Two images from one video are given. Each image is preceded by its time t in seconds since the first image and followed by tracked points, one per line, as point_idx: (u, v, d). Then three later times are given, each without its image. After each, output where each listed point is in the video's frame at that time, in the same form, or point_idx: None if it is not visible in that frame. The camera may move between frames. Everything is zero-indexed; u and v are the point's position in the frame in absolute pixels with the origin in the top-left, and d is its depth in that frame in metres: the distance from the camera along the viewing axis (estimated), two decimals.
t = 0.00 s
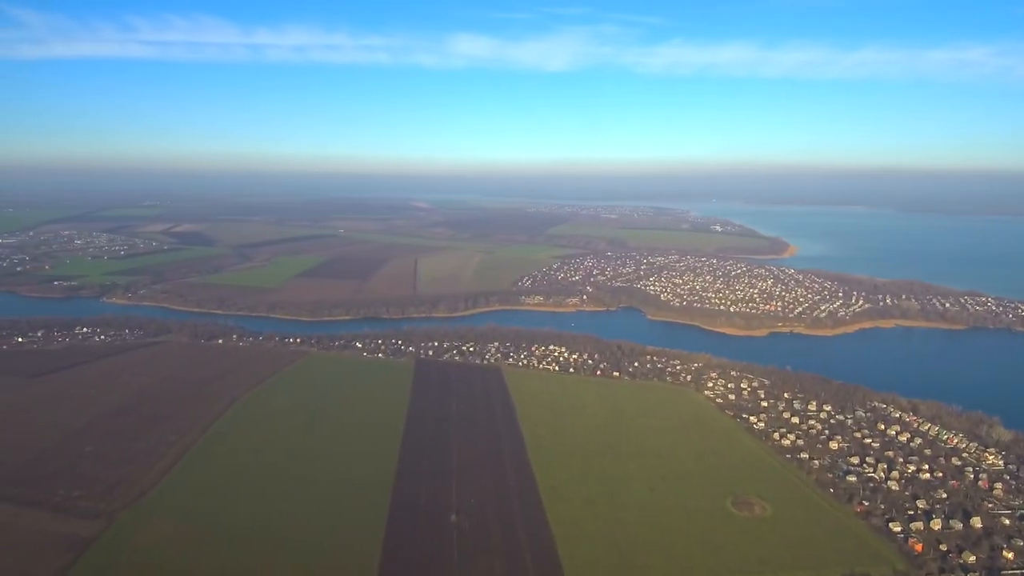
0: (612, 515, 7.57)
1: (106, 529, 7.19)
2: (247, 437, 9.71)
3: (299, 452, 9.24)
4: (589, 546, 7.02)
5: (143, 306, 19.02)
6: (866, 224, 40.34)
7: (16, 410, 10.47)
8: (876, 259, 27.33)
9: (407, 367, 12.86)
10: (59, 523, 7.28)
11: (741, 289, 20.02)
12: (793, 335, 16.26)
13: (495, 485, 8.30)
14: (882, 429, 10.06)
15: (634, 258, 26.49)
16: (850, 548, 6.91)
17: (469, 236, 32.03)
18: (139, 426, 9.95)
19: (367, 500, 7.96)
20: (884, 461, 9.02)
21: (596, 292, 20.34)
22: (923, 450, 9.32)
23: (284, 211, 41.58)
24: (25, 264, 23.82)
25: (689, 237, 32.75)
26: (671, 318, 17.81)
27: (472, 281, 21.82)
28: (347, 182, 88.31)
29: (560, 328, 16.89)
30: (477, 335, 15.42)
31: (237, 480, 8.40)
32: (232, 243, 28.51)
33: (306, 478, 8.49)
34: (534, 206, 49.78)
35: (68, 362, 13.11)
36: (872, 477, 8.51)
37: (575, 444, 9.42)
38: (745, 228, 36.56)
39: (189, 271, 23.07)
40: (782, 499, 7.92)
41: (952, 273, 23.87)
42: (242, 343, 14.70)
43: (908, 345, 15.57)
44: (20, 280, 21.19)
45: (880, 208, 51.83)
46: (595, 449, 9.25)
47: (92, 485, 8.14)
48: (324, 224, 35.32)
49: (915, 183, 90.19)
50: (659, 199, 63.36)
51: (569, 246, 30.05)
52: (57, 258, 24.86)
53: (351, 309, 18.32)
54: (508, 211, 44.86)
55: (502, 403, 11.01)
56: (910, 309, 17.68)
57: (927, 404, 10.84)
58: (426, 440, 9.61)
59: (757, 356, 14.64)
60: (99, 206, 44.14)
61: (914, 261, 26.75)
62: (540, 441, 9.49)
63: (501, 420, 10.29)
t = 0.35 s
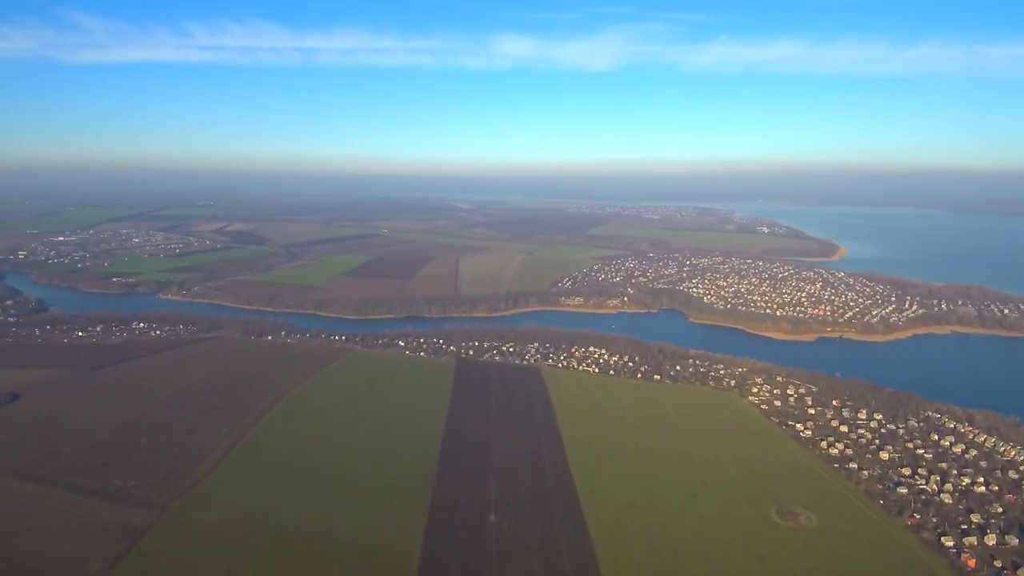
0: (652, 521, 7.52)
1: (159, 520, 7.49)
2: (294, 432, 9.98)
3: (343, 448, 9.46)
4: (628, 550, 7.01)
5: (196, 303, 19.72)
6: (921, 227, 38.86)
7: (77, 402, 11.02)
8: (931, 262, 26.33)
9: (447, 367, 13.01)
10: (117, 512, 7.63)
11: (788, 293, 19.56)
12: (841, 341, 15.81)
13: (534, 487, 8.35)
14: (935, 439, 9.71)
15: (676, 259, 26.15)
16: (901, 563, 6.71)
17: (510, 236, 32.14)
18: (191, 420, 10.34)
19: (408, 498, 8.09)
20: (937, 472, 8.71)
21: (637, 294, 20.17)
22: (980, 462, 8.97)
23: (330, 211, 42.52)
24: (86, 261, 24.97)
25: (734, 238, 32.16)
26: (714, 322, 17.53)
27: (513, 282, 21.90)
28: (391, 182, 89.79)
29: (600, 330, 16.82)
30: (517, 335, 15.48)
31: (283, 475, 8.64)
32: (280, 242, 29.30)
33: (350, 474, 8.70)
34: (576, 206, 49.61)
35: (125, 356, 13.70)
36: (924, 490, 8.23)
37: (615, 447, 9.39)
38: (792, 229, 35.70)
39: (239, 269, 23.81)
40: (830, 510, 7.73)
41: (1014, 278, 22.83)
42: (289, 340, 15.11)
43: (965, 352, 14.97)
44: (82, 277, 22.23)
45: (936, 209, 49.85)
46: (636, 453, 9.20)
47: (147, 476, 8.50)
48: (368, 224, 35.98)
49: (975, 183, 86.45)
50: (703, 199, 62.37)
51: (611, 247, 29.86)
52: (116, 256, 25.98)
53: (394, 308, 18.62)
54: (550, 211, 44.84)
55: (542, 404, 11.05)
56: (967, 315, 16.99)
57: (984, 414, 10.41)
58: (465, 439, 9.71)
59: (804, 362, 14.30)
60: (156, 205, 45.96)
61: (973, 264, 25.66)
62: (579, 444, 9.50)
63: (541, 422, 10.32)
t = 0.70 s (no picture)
0: (690, 527, 7.44)
1: (207, 511, 7.77)
2: (337, 429, 10.20)
3: (383, 445, 9.60)
4: (665, 555, 6.96)
5: (244, 300, 20.35)
6: (981, 229, 37.23)
7: (133, 395, 11.53)
8: (990, 266, 25.20)
9: (486, 366, 13.10)
10: (169, 501, 7.97)
11: (836, 296, 19.03)
12: (892, 347, 15.30)
13: (570, 489, 8.35)
14: (990, 450, 9.33)
15: (719, 261, 25.73)
16: None
17: (550, 237, 32.13)
18: (239, 414, 10.69)
19: (447, 495, 8.19)
20: (992, 485, 8.36)
21: (678, 296, 19.94)
22: None
23: (374, 212, 43.27)
24: (142, 259, 26.04)
25: (780, 240, 31.41)
26: (758, 326, 17.20)
27: (553, 283, 21.90)
28: (433, 182, 90.87)
29: (640, 332, 16.70)
30: (556, 336, 15.48)
31: (324, 470, 8.83)
32: (325, 242, 29.95)
33: (391, 470, 8.85)
34: (617, 207, 49.25)
35: (177, 350, 14.25)
36: (977, 503, 7.92)
37: (654, 451, 9.31)
38: (841, 231, 34.68)
39: (285, 267, 24.46)
40: (878, 521, 7.50)
41: None
42: (333, 338, 15.47)
43: None
44: (138, 274, 23.18)
45: (997, 210, 47.70)
46: (676, 458, 9.10)
47: (196, 468, 8.85)
48: (411, 224, 36.49)
49: None
50: (748, 200, 61.13)
51: (652, 248, 29.55)
52: (171, 254, 27.02)
53: (434, 307, 18.85)
54: (591, 212, 44.65)
55: (580, 406, 11.03)
56: None
57: None
58: (502, 439, 9.79)
59: (851, 368, 13.90)
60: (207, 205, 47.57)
61: None
62: (618, 447, 9.45)
63: (579, 423, 10.31)
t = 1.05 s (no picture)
0: (731, 534, 7.37)
1: (256, 503, 8.06)
2: (380, 426, 10.42)
3: (424, 443, 9.76)
4: (705, 562, 6.91)
5: (291, 298, 20.93)
6: None
7: (186, 389, 12.00)
8: None
9: (526, 367, 13.15)
10: (219, 493, 8.29)
11: (887, 301, 18.44)
12: (946, 354, 14.76)
13: (608, 492, 8.34)
14: None
15: (765, 263, 25.20)
16: None
17: (591, 238, 32.02)
18: (285, 409, 11.01)
19: (486, 495, 8.28)
20: None
21: (721, 298, 19.63)
22: None
23: (417, 212, 43.87)
24: (195, 257, 27.01)
25: (829, 242, 30.55)
26: (804, 330, 16.80)
27: (594, 284, 21.83)
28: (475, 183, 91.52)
29: (681, 335, 16.52)
30: (596, 338, 15.44)
31: (366, 466, 9.04)
32: (369, 242, 30.51)
33: (432, 467, 9.00)
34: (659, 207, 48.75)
35: (227, 346, 14.76)
36: None
37: (695, 457, 9.22)
38: (894, 233, 33.53)
39: (331, 266, 25.03)
40: (929, 534, 7.29)
41: None
42: (376, 336, 15.77)
43: None
44: (191, 272, 24.07)
45: None
46: (718, 464, 9.00)
47: (244, 461, 9.16)
48: (453, 225, 36.86)
49: None
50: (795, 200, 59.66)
51: (695, 249, 29.15)
52: (222, 252, 27.96)
53: (475, 307, 19.02)
54: (632, 212, 44.28)
55: (620, 409, 10.99)
56: None
57: None
58: (541, 440, 9.83)
59: (902, 375, 13.46)
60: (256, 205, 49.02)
61: None
62: (658, 451, 9.40)
63: (618, 426, 10.28)
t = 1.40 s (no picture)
0: (777, 544, 7.26)
1: (307, 496, 8.35)
2: (426, 424, 10.61)
3: (468, 442, 9.90)
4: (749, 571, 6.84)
5: (341, 296, 21.47)
6: None
7: (241, 383, 12.49)
8: None
9: (570, 369, 13.17)
10: (271, 485, 8.62)
11: (948, 307, 17.72)
12: (1012, 363, 14.09)
13: (650, 497, 8.31)
14: None
15: (818, 266, 24.52)
16: None
17: (637, 239, 31.75)
18: (334, 406, 11.33)
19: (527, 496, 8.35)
20: None
21: (771, 302, 19.21)
22: None
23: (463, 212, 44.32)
24: (249, 255, 27.97)
25: (886, 244, 29.49)
26: (859, 336, 16.30)
27: (640, 285, 21.66)
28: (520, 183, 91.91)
29: (729, 339, 16.25)
30: (641, 341, 15.34)
31: (412, 464, 9.22)
32: (416, 241, 31.01)
33: (476, 466, 9.13)
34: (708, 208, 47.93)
35: (279, 343, 15.26)
36: None
37: (742, 465, 9.09)
38: (957, 236, 32.09)
39: (379, 266, 25.56)
40: (988, 552, 7.02)
41: None
42: (422, 335, 16.04)
43: None
44: (247, 269, 24.95)
45: None
46: (765, 472, 8.85)
47: (295, 455, 9.47)
48: (498, 225, 37.10)
49: None
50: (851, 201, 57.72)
51: (744, 251, 28.57)
52: (275, 251, 28.88)
53: (520, 308, 19.13)
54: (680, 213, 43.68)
55: (665, 413, 10.91)
56: None
57: None
58: (583, 443, 9.85)
59: (963, 385, 12.94)
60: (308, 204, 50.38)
61: None
62: (703, 458, 9.31)
63: (662, 431, 10.20)
